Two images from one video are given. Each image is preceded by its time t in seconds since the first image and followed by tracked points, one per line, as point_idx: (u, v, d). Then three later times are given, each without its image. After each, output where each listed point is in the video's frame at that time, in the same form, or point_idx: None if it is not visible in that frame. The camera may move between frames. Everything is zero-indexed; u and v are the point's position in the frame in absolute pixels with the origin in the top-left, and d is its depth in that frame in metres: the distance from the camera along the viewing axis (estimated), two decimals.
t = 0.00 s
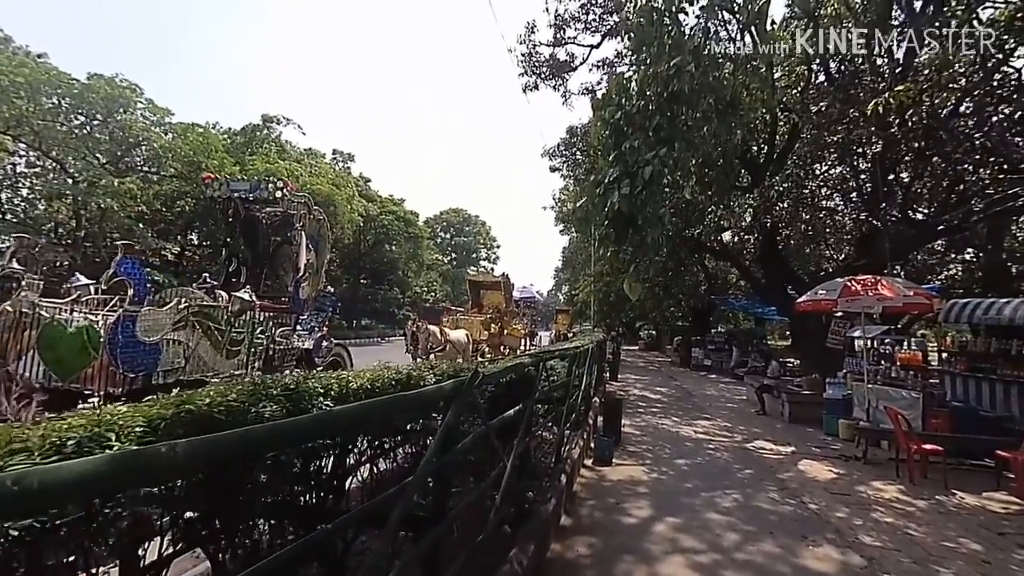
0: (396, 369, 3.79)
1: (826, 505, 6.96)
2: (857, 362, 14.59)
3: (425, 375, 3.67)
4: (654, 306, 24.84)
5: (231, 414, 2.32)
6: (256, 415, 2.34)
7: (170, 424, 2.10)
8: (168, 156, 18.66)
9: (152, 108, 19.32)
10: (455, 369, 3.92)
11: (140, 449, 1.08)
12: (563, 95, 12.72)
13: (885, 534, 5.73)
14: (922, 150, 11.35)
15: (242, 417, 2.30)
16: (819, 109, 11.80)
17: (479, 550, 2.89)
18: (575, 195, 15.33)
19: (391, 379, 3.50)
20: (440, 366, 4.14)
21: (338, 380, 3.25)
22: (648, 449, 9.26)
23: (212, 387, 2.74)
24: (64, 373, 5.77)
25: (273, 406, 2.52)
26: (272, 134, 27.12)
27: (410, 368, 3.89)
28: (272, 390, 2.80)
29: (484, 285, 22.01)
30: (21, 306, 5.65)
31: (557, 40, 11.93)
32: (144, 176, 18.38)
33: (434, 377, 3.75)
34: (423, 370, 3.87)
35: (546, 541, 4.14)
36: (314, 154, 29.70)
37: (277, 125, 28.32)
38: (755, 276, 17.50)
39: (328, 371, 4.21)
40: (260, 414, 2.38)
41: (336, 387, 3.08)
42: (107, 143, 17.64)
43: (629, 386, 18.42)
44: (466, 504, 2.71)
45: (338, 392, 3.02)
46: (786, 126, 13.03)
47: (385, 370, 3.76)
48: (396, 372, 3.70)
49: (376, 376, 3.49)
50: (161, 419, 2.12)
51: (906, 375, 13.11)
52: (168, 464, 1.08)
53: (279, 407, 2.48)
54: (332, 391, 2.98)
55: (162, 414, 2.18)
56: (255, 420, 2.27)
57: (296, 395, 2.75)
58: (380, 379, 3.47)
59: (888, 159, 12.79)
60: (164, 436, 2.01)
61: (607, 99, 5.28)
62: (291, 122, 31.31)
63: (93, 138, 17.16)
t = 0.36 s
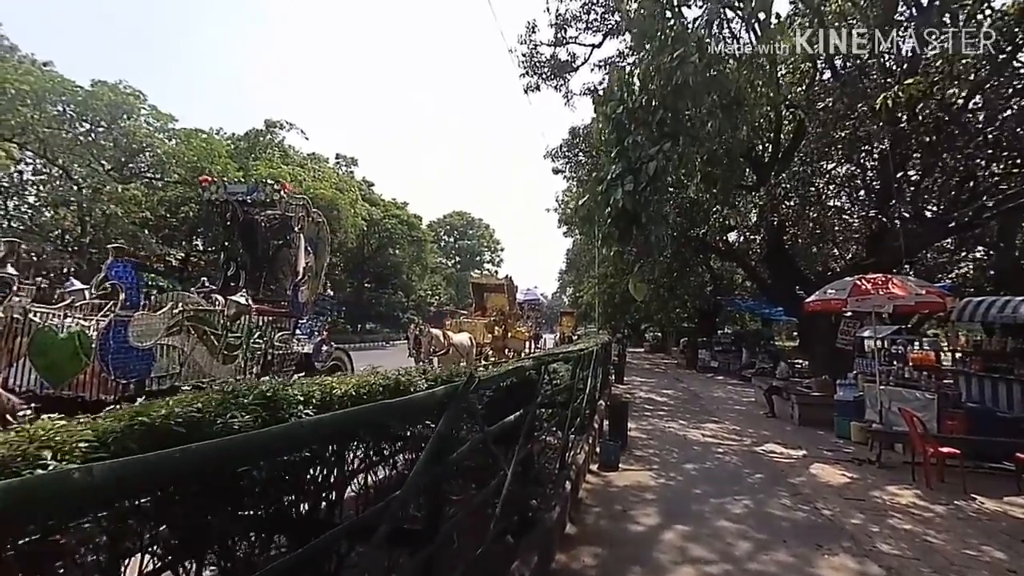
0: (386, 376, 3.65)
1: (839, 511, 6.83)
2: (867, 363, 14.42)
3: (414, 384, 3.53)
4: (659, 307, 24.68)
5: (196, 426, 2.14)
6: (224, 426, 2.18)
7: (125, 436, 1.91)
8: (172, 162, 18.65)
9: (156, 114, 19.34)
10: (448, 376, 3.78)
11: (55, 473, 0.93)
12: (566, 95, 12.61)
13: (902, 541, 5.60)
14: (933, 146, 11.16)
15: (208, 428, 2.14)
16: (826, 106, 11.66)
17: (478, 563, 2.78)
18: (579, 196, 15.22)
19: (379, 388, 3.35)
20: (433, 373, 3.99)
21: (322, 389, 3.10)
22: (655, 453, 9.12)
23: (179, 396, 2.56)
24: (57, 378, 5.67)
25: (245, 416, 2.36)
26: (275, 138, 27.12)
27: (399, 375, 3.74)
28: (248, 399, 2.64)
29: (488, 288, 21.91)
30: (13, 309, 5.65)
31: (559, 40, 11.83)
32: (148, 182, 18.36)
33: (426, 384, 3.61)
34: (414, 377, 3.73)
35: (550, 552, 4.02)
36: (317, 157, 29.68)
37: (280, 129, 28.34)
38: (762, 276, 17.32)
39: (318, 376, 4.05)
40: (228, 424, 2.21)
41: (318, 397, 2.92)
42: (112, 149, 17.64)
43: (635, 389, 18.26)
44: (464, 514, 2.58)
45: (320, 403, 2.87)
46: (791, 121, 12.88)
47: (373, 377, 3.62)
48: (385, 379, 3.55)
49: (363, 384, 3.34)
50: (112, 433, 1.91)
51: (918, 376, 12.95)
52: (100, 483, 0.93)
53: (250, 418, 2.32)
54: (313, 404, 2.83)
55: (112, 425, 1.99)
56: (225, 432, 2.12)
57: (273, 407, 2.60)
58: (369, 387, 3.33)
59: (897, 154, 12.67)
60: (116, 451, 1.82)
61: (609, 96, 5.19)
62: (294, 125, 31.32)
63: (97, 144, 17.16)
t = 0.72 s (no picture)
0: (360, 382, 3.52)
1: (840, 513, 6.76)
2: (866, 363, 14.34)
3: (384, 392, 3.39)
4: (657, 307, 24.60)
5: (128, 445, 2.01)
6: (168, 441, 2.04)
7: (35, 461, 1.78)
8: (167, 161, 18.54)
9: (150, 113, 19.22)
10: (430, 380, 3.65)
11: None
12: (563, 93, 12.52)
13: (905, 546, 5.52)
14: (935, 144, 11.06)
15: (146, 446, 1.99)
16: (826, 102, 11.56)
17: None
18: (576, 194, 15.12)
19: (345, 396, 3.22)
20: (410, 377, 3.88)
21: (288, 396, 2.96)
22: (653, 455, 9.01)
23: (125, 407, 2.42)
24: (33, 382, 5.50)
25: (196, 430, 2.21)
26: (271, 138, 26.98)
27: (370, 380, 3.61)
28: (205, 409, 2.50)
29: (484, 288, 21.81)
30: None
31: (556, 37, 11.75)
32: (142, 181, 18.27)
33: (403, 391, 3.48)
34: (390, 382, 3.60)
35: (543, 559, 3.91)
36: (313, 157, 29.55)
37: (276, 128, 28.22)
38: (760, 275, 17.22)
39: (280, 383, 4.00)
40: (173, 440, 2.06)
41: (281, 406, 2.79)
42: (106, 146, 17.56)
43: (632, 389, 18.17)
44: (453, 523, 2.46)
45: (286, 413, 2.74)
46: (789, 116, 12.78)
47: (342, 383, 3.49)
48: (355, 385, 3.42)
49: (332, 391, 3.21)
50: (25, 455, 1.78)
51: (917, 376, 12.88)
52: (5, 511, 0.74)
53: (200, 432, 2.17)
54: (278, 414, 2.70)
55: (31, 441, 1.87)
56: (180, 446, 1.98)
57: (231, 416, 2.47)
58: (341, 395, 3.19)
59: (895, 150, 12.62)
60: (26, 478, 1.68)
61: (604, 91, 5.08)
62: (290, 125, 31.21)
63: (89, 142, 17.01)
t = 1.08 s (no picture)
0: (333, 384, 3.39)
1: (839, 511, 6.68)
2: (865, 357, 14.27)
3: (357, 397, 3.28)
4: (656, 300, 24.50)
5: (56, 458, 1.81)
6: (102, 456, 1.86)
7: None
8: (160, 155, 18.37)
9: (143, 106, 19.02)
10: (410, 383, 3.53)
11: None
12: (561, 85, 12.38)
13: (907, 544, 5.44)
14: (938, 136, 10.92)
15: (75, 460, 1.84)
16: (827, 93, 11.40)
17: None
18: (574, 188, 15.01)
19: (316, 400, 3.09)
20: (386, 378, 3.75)
21: (254, 400, 2.83)
22: (651, 450, 8.94)
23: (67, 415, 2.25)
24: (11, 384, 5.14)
25: (140, 441, 2.06)
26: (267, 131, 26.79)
27: (341, 382, 3.48)
28: (155, 417, 2.35)
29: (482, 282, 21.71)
30: None
31: (554, 27, 11.61)
32: (134, 176, 18.04)
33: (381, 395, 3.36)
34: (365, 385, 3.48)
35: (538, 561, 3.83)
36: (310, 150, 29.37)
37: (271, 121, 28.02)
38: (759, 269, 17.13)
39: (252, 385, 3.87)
40: (108, 452, 1.91)
41: (245, 410, 2.66)
42: (97, 140, 17.23)
43: (631, 384, 18.10)
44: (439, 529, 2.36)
45: (250, 418, 2.60)
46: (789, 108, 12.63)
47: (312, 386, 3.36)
48: (325, 388, 3.30)
49: (302, 395, 3.08)
50: None
51: (917, 371, 12.81)
52: None
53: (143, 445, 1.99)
54: (241, 420, 2.57)
55: None
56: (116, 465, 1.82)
57: (185, 424, 2.33)
58: (313, 399, 3.06)
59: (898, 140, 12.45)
60: None
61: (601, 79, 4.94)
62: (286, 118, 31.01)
63: (80, 135, 16.79)
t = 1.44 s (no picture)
0: (296, 386, 3.28)
1: (828, 509, 6.64)
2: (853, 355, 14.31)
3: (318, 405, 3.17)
4: (647, 296, 24.49)
5: None
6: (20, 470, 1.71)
7: None
8: (143, 143, 18.11)
9: (126, 94, 18.81)
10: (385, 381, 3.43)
11: None
12: (554, 78, 12.28)
13: (895, 545, 5.40)
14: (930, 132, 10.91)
15: None
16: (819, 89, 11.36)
17: None
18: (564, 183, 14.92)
19: (277, 403, 2.99)
20: (356, 379, 3.65)
21: (210, 405, 2.72)
22: (640, 447, 8.88)
23: None
24: None
25: (69, 452, 1.95)
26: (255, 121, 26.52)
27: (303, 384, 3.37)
28: (91, 424, 2.21)
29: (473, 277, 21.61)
30: None
31: (546, 19, 11.50)
32: (116, 165, 17.76)
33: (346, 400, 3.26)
34: (332, 386, 3.37)
35: (525, 562, 3.75)
36: (299, 141, 29.10)
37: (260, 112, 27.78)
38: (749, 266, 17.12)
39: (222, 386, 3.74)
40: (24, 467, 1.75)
41: (194, 418, 2.53)
42: (77, 127, 16.97)
43: (621, 380, 18.07)
44: (418, 534, 2.28)
45: (200, 429, 2.49)
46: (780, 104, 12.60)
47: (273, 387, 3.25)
48: (287, 390, 3.18)
49: (263, 398, 2.97)
50: None
51: (905, 369, 12.83)
52: None
53: (68, 460, 1.88)
54: (191, 429, 2.46)
55: None
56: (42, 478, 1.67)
57: (124, 433, 2.19)
58: (273, 404, 2.95)
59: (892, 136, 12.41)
60: None
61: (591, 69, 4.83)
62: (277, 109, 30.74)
63: (61, 122, 16.52)
